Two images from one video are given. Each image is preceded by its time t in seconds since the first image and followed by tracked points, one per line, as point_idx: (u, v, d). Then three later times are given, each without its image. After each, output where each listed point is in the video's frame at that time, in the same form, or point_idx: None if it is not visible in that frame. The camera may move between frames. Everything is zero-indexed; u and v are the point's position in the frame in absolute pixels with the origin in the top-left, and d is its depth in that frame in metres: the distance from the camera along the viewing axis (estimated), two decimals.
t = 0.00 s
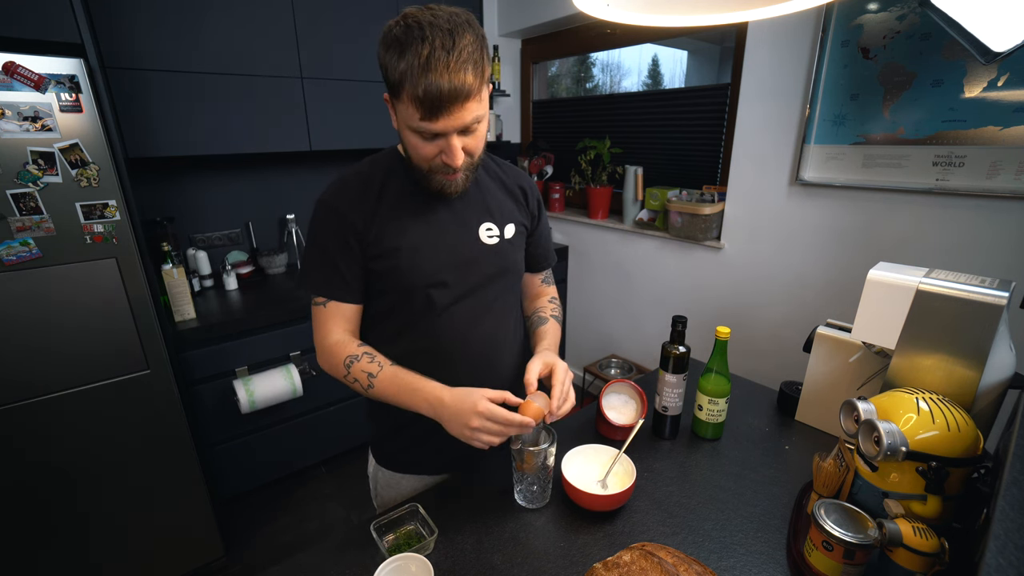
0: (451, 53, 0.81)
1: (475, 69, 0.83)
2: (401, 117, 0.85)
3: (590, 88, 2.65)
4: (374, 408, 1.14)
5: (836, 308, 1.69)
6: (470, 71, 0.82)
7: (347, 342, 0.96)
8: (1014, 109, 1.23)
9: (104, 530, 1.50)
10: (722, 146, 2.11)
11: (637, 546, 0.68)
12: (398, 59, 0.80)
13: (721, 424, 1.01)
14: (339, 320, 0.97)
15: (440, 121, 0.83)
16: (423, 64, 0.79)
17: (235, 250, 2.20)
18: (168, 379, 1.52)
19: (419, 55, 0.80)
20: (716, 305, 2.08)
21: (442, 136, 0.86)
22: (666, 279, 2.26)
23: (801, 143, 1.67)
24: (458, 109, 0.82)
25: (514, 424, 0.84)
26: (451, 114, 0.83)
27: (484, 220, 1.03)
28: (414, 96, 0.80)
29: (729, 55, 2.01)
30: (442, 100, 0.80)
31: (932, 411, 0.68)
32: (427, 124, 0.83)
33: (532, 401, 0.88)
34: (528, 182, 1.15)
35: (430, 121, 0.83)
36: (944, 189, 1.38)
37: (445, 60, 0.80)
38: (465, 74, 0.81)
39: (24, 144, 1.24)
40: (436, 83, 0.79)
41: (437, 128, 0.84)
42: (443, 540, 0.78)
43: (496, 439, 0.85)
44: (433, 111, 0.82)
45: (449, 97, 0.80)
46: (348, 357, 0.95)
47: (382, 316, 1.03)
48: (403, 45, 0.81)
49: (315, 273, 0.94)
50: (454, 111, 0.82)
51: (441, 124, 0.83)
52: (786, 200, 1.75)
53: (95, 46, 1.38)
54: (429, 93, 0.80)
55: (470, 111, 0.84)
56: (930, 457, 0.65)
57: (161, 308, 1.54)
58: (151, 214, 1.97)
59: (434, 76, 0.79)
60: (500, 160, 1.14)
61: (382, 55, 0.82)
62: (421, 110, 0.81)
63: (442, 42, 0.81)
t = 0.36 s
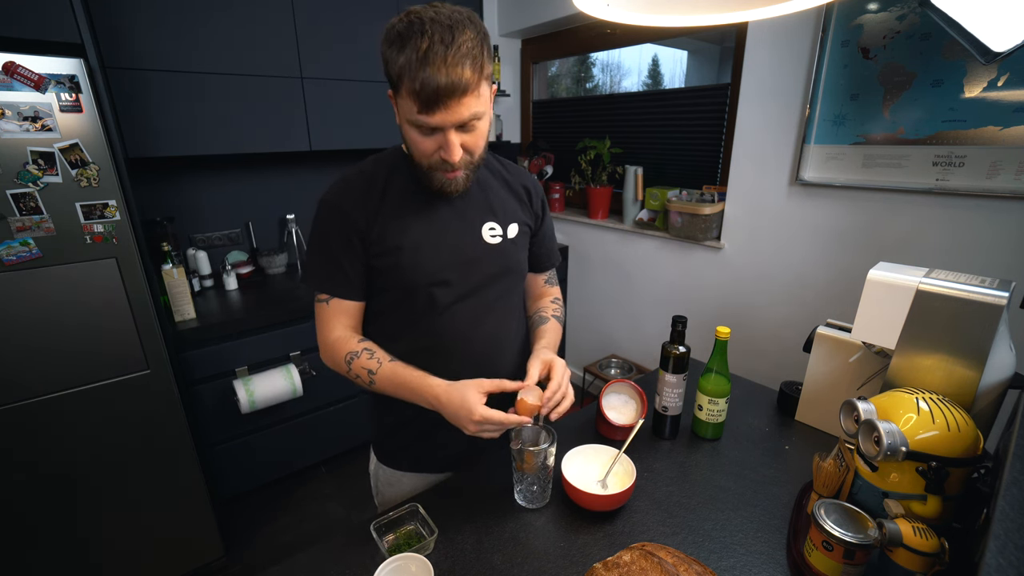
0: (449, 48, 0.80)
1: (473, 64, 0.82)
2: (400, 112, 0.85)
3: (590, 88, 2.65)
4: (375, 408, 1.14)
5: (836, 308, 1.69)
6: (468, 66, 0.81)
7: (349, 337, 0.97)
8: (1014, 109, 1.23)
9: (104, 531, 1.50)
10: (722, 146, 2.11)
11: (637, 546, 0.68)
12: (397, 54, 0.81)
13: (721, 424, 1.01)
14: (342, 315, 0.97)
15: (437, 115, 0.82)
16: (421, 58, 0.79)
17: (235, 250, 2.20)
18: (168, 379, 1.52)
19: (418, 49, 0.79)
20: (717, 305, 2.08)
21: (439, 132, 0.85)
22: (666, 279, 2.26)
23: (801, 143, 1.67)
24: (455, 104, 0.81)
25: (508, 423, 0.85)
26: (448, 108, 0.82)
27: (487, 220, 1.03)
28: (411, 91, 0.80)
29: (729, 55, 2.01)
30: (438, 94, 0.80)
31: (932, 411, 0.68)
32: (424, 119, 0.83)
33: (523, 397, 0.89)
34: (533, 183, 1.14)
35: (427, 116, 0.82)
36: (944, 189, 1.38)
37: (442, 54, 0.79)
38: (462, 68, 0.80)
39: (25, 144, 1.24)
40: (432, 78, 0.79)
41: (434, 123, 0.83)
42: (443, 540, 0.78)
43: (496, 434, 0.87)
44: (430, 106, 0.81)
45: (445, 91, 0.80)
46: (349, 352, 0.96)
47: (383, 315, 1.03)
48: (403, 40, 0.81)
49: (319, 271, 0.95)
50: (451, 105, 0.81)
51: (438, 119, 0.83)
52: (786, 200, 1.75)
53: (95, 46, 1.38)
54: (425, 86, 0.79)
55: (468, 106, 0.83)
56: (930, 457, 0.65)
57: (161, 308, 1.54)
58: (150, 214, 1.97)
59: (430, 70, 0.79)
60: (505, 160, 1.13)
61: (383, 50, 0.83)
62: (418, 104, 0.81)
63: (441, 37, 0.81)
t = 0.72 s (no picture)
0: (438, 36, 0.80)
1: (460, 54, 0.81)
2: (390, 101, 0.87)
3: (590, 88, 2.65)
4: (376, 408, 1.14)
5: (836, 308, 1.69)
6: (451, 54, 0.80)
7: (348, 331, 0.98)
8: (1014, 109, 1.23)
9: (104, 530, 1.50)
10: (722, 146, 2.11)
11: (637, 546, 0.68)
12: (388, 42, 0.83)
13: (720, 424, 1.01)
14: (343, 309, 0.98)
15: (418, 102, 0.82)
16: (406, 45, 0.80)
17: (235, 250, 2.21)
18: (168, 379, 1.52)
19: (407, 36, 0.81)
20: (716, 305, 2.08)
21: (423, 120, 0.85)
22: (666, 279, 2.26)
23: (801, 143, 1.67)
24: (437, 91, 0.81)
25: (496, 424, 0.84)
26: (428, 95, 0.81)
27: (491, 221, 1.02)
28: (395, 75, 0.81)
29: (729, 55, 2.01)
30: (417, 80, 0.80)
31: (932, 412, 0.68)
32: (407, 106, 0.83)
33: (510, 393, 0.90)
34: (540, 184, 1.13)
35: (410, 102, 0.82)
36: (944, 189, 1.38)
37: (427, 42, 0.79)
38: (445, 56, 0.79)
39: (25, 144, 1.24)
40: (415, 64, 0.79)
41: (417, 110, 0.83)
42: (443, 540, 0.78)
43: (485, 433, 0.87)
44: (411, 92, 0.81)
45: (425, 76, 0.79)
46: (348, 346, 0.96)
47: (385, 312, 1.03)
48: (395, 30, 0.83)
49: (323, 271, 0.96)
50: (431, 92, 0.81)
51: (419, 106, 0.82)
52: (786, 200, 1.76)
53: (95, 46, 1.38)
54: (406, 72, 0.79)
55: (450, 95, 0.82)
56: (930, 457, 0.65)
57: (161, 308, 1.54)
58: (150, 214, 1.97)
59: (413, 56, 0.79)
60: (513, 160, 1.12)
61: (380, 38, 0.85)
62: (401, 90, 0.81)
63: (432, 26, 0.81)
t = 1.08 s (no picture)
0: (401, 28, 0.73)
1: (423, 47, 0.74)
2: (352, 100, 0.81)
3: (590, 88, 2.65)
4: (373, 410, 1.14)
5: (836, 308, 1.69)
6: (409, 46, 0.72)
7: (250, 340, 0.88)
8: (1014, 109, 1.23)
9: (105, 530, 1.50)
10: (722, 146, 2.12)
11: (637, 546, 0.68)
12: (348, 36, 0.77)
13: (720, 424, 1.01)
14: (268, 309, 0.92)
15: (376, 100, 0.76)
16: (364, 38, 0.74)
17: (235, 250, 2.20)
18: (168, 379, 1.52)
19: (370, 27, 0.74)
20: (717, 305, 2.08)
21: (383, 120, 0.78)
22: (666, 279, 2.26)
23: (801, 143, 1.67)
24: (397, 87, 0.74)
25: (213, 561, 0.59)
26: (386, 92, 0.75)
27: (467, 228, 0.98)
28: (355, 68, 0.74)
29: (729, 55, 2.01)
30: (373, 75, 0.73)
31: (932, 412, 0.68)
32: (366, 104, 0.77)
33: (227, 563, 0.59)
34: (522, 181, 1.07)
35: (370, 99, 0.76)
36: (944, 189, 1.38)
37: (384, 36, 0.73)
38: (404, 48, 0.72)
39: (24, 143, 1.24)
40: (374, 56, 0.72)
41: (377, 107, 0.76)
42: (443, 540, 0.78)
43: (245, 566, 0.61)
44: (368, 88, 0.75)
45: (381, 72, 0.73)
46: (233, 355, 0.86)
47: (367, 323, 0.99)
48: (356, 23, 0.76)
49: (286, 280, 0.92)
50: (389, 89, 0.74)
51: (377, 104, 0.76)
52: (786, 200, 1.75)
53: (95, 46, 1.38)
54: (363, 67, 0.73)
55: (410, 91, 0.75)
56: (930, 457, 0.65)
57: (161, 308, 1.54)
58: (150, 214, 1.97)
59: (371, 48, 0.72)
60: (493, 157, 1.05)
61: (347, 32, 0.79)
62: (360, 84, 0.75)
63: (397, 17, 0.74)
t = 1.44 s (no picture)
0: (226, 121, 0.51)
1: (274, 133, 0.55)
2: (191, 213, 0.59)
3: (589, 88, 2.65)
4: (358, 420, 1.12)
5: (836, 308, 1.69)
6: (262, 145, 0.54)
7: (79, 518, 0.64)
8: (1014, 109, 1.23)
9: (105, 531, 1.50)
10: (722, 146, 2.12)
11: (637, 546, 0.68)
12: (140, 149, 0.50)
13: (720, 424, 1.01)
14: (107, 457, 0.65)
15: (251, 214, 0.59)
16: (178, 151, 0.50)
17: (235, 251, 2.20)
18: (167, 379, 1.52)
19: (179, 132, 0.50)
20: (717, 305, 2.08)
21: (263, 225, 0.62)
22: (666, 279, 2.26)
23: (801, 143, 1.67)
24: (273, 191, 0.58)
25: None
26: (261, 203, 0.58)
27: (369, 253, 0.90)
28: (201, 197, 0.53)
29: (729, 55, 2.01)
30: (239, 197, 0.55)
31: (932, 412, 0.68)
32: (233, 221, 0.59)
33: None
34: (409, 168, 0.99)
35: (242, 217, 0.58)
36: (944, 189, 1.38)
37: (211, 137, 0.51)
38: (254, 145, 0.53)
39: (24, 143, 1.23)
40: (226, 174, 0.52)
41: (255, 220, 0.60)
42: (443, 540, 0.78)
43: None
44: (229, 209, 0.56)
45: (245, 190, 0.55)
46: (61, 543, 0.63)
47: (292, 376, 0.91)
48: (133, 122, 0.49)
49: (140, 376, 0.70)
50: (262, 199, 0.57)
51: (253, 217, 0.59)
52: (786, 200, 1.76)
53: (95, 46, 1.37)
54: (213, 192, 0.53)
55: (287, 184, 0.59)
56: (930, 457, 0.65)
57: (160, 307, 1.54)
58: (150, 214, 1.97)
59: (213, 169, 0.51)
60: (362, 150, 0.94)
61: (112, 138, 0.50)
62: (220, 209, 0.55)
63: (203, 104, 0.50)
